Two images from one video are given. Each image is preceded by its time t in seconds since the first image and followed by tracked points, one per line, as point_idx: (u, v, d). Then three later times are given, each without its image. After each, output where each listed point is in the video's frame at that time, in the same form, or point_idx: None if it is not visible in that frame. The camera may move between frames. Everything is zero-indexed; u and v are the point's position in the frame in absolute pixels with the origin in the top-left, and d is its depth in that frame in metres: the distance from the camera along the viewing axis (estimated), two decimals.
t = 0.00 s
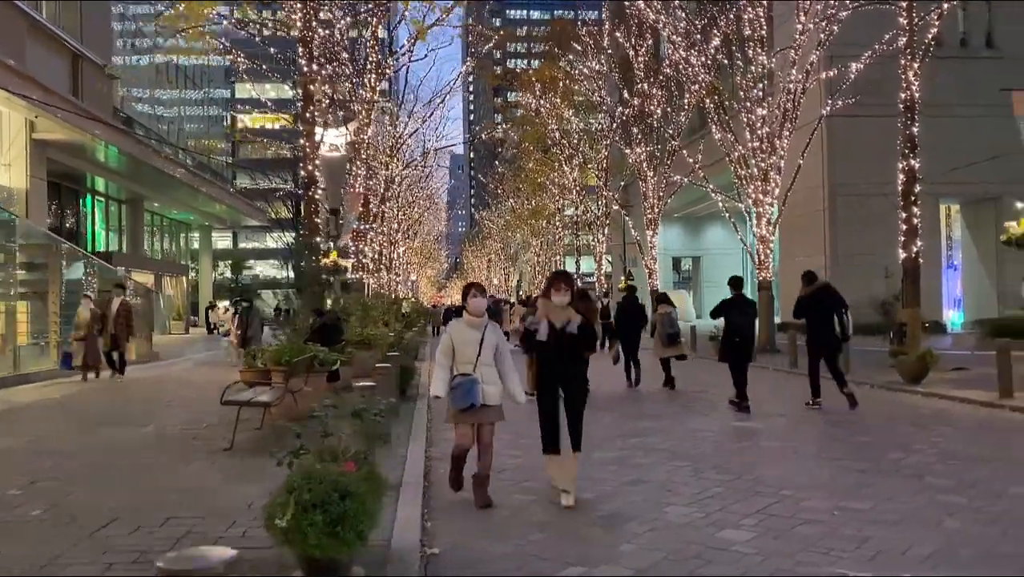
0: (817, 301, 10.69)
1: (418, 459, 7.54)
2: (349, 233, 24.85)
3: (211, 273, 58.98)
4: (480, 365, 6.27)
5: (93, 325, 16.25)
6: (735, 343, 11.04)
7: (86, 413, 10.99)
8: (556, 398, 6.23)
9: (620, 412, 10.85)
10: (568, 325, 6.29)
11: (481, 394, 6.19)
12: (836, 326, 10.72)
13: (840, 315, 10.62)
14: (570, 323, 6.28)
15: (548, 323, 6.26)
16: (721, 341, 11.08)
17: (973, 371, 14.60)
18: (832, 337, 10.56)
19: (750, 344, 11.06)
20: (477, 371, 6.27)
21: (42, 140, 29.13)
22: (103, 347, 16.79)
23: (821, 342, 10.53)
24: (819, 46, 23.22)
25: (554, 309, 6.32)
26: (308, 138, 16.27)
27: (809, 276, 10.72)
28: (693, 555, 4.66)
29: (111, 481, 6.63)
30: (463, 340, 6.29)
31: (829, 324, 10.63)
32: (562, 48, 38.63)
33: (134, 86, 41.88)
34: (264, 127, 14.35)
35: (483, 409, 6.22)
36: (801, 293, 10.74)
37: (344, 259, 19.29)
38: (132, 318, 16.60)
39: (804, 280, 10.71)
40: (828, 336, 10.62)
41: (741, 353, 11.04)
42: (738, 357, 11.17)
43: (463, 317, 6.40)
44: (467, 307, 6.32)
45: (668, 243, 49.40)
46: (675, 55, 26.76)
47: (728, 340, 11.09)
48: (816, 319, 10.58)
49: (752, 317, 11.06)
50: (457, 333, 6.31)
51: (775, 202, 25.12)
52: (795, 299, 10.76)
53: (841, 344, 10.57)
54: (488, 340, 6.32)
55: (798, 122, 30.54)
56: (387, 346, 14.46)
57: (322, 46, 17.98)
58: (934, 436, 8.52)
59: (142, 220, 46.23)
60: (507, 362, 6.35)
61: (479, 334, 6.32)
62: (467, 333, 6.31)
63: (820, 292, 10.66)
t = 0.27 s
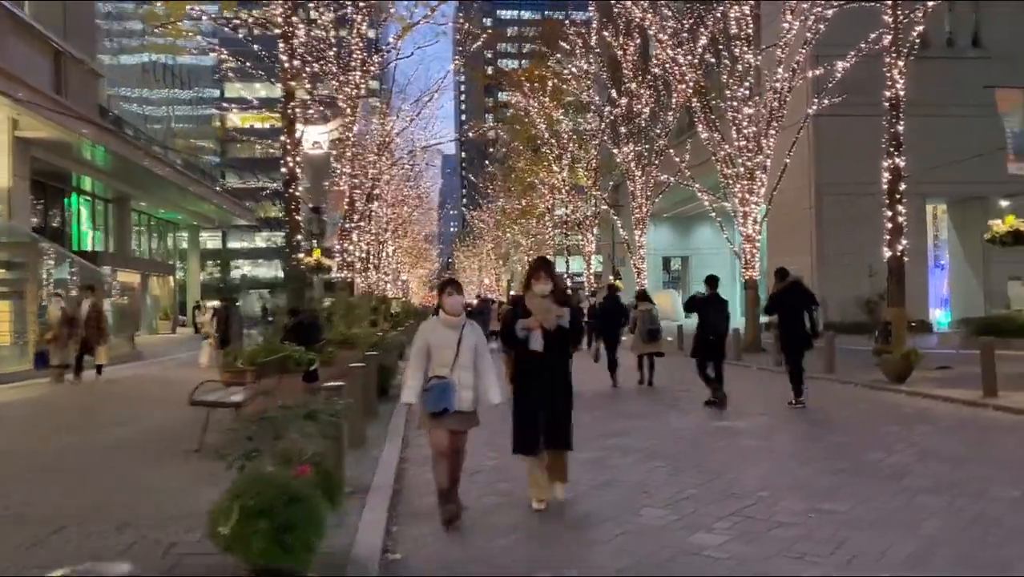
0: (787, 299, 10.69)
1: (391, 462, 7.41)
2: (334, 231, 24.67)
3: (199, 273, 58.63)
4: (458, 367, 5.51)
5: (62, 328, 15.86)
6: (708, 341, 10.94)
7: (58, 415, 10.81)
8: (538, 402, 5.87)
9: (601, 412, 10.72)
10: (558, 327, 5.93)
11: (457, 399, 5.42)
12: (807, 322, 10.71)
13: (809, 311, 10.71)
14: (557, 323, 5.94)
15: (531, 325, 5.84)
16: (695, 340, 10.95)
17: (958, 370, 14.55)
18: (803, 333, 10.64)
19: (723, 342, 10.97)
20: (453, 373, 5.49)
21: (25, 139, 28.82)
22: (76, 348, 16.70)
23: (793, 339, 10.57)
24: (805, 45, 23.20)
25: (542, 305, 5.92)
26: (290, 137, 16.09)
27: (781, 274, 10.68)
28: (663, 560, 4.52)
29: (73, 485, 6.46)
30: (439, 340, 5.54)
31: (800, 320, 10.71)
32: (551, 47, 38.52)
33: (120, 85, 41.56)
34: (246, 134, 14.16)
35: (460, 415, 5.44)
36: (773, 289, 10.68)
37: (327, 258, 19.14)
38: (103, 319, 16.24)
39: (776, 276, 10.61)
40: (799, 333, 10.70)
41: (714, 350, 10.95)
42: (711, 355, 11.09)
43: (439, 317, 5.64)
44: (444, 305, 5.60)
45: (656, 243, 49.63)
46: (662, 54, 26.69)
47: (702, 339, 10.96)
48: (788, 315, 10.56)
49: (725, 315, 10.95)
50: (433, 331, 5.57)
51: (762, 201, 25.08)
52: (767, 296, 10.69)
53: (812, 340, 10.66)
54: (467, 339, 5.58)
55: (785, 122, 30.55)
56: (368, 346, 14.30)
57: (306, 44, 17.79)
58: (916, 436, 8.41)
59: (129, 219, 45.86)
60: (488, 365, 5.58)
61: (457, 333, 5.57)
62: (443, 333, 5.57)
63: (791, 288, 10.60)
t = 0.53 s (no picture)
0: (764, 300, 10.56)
1: (360, 466, 7.20)
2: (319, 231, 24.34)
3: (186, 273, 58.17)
4: (424, 375, 5.15)
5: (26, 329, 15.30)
6: (683, 340, 10.82)
7: (26, 419, 10.54)
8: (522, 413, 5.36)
9: (581, 414, 10.53)
10: (542, 333, 5.42)
11: (424, 409, 5.05)
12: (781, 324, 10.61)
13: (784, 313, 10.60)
14: (548, 332, 5.44)
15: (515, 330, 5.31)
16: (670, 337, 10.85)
17: (944, 370, 14.41)
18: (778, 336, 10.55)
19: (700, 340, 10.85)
20: (419, 382, 5.13)
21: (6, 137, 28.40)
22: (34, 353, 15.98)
23: (766, 341, 10.48)
24: (793, 44, 23.08)
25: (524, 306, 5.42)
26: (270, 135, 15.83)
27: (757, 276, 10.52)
28: (631, 573, 4.32)
29: (27, 494, 6.23)
30: (404, 345, 5.17)
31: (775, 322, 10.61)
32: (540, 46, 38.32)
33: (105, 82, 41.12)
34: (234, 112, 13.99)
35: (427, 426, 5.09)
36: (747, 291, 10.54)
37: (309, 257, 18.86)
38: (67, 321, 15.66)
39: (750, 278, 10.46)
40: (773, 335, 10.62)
41: (689, 349, 10.84)
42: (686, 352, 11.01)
43: (406, 320, 5.27)
44: (411, 307, 5.22)
45: (646, 242, 49.39)
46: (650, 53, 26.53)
47: (677, 336, 10.86)
48: (762, 317, 10.45)
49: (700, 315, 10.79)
50: (399, 335, 5.20)
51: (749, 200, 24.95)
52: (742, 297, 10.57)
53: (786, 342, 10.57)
54: (434, 345, 5.21)
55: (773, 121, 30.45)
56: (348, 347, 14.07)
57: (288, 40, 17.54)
58: (900, 438, 8.24)
59: (114, 218, 45.39)
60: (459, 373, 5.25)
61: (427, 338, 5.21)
62: (410, 337, 5.20)
63: (766, 290, 10.47)
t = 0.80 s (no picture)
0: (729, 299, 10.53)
1: (316, 473, 6.94)
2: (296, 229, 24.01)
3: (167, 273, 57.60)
4: (377, 381, 4.54)
5: None
6: (641, 339, 10.63)
7: None
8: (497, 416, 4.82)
9: (553, 414, 10.31)
10: (535, 319, 4.88)
11: (377, 421, 4.44)
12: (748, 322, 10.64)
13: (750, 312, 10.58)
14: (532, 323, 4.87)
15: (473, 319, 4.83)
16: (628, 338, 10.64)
17: (923, 370, 14.28)
18: (743, 335, 10.51)
19: (659, 341, 10.66)
20: (371, 389, 4.53)
21: None
22: None
23: (735, 339, 10.47)
24: (774, 41, 22.98)
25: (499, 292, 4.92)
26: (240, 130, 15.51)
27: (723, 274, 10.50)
28: None
29: None
30: (352, 349, 4.56)
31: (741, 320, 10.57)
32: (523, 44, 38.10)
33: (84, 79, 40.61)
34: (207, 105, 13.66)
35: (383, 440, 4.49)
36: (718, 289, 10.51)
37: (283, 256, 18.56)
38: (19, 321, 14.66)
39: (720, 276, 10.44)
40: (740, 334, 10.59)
41: (648, 349, 10.66)
42: (645, 352, 10.83)
43: (356, 319, 4.66)
44: (361, 305, 4.62)
45: (631, 241, 49.20)
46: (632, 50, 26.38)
47: (635, 336, 10.68)
48: (732, 315, 10.44)
49: (662, 315, 10.62)
50: (347, 337, 4.57)
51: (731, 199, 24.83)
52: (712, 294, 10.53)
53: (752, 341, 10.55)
54: (386, 346, 4.59)
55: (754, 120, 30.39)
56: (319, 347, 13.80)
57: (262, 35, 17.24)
58: (874, 440, 8.07)
59: (92, 217, 44.81)
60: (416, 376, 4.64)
61: (380, 338, 4.60)
62: (360, 338, 4.59)
63: (735, 288, 10.49)
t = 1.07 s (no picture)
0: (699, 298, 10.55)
1: (278, 478, 6.71)
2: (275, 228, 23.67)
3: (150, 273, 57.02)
4: (334, 390, 4.09)
5: None
6: (611, 338, 10.68)
7: None
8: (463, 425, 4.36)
9: (529, 416, 10.12)
10: (498, 327, 4.35)
11: (332, 435, 4.00)
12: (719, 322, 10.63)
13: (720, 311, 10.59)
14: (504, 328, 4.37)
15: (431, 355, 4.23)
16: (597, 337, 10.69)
17: (905, 371, 14.17)
18: (713, 334, 10.50)
19: (628, 340, 10.68)
20: (327, 398, 4.07)
21: None
22: None
23: (705, 339, 10.47)
24: (758, 40, 22.86)
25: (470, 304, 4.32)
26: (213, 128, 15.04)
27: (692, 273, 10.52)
28: None
29: None
30: (309, 352, 4.09)
31: (711, 319, 10.59)
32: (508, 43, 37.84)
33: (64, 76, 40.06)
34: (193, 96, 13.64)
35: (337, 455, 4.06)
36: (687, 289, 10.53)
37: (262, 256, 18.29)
38: None
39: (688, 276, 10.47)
40: (710, 333, 10.60)
41: (618, 348, 10.69)
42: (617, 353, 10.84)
43: (314, 319, 4.17)
44: (321, 304, 4.12)
45: (616, 241, 49.02)
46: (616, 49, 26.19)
47: (604, 336, 10.71)
48: (701, 314, 10.48)
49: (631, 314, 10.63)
50: (304, 339, 4.10)
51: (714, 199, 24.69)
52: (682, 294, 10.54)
53: (722, 340, 10.56)
54: (346, 352, 4.12)
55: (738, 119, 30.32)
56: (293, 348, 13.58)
57: (238, 30, 16.93)
58: (853, 443, 7.92)
59: (72, 216, 44.24)
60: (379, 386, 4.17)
61: (340, 342, 4.12)
62: (319, 341, 4.11)
63: (706, 288, 10.48)
